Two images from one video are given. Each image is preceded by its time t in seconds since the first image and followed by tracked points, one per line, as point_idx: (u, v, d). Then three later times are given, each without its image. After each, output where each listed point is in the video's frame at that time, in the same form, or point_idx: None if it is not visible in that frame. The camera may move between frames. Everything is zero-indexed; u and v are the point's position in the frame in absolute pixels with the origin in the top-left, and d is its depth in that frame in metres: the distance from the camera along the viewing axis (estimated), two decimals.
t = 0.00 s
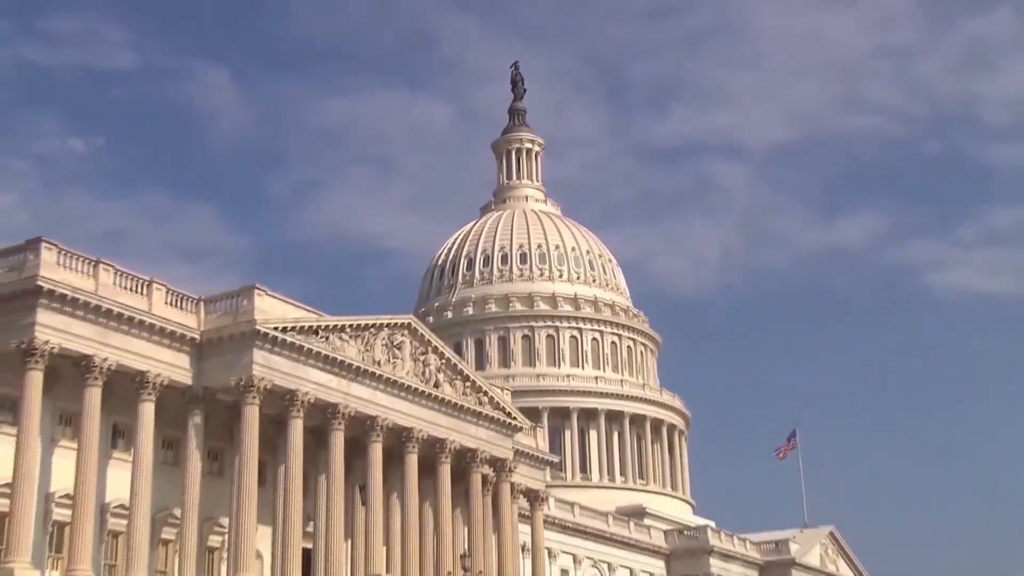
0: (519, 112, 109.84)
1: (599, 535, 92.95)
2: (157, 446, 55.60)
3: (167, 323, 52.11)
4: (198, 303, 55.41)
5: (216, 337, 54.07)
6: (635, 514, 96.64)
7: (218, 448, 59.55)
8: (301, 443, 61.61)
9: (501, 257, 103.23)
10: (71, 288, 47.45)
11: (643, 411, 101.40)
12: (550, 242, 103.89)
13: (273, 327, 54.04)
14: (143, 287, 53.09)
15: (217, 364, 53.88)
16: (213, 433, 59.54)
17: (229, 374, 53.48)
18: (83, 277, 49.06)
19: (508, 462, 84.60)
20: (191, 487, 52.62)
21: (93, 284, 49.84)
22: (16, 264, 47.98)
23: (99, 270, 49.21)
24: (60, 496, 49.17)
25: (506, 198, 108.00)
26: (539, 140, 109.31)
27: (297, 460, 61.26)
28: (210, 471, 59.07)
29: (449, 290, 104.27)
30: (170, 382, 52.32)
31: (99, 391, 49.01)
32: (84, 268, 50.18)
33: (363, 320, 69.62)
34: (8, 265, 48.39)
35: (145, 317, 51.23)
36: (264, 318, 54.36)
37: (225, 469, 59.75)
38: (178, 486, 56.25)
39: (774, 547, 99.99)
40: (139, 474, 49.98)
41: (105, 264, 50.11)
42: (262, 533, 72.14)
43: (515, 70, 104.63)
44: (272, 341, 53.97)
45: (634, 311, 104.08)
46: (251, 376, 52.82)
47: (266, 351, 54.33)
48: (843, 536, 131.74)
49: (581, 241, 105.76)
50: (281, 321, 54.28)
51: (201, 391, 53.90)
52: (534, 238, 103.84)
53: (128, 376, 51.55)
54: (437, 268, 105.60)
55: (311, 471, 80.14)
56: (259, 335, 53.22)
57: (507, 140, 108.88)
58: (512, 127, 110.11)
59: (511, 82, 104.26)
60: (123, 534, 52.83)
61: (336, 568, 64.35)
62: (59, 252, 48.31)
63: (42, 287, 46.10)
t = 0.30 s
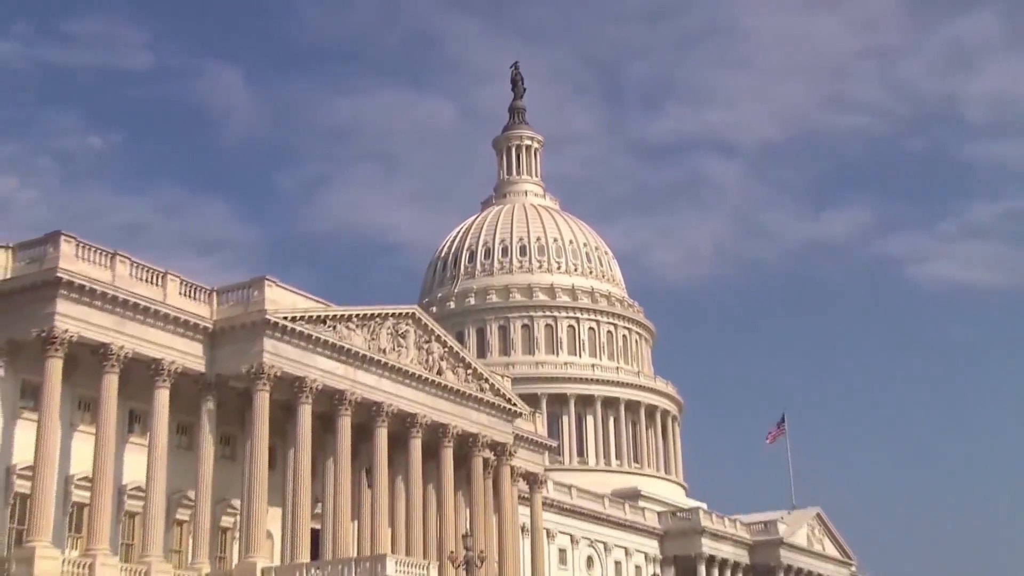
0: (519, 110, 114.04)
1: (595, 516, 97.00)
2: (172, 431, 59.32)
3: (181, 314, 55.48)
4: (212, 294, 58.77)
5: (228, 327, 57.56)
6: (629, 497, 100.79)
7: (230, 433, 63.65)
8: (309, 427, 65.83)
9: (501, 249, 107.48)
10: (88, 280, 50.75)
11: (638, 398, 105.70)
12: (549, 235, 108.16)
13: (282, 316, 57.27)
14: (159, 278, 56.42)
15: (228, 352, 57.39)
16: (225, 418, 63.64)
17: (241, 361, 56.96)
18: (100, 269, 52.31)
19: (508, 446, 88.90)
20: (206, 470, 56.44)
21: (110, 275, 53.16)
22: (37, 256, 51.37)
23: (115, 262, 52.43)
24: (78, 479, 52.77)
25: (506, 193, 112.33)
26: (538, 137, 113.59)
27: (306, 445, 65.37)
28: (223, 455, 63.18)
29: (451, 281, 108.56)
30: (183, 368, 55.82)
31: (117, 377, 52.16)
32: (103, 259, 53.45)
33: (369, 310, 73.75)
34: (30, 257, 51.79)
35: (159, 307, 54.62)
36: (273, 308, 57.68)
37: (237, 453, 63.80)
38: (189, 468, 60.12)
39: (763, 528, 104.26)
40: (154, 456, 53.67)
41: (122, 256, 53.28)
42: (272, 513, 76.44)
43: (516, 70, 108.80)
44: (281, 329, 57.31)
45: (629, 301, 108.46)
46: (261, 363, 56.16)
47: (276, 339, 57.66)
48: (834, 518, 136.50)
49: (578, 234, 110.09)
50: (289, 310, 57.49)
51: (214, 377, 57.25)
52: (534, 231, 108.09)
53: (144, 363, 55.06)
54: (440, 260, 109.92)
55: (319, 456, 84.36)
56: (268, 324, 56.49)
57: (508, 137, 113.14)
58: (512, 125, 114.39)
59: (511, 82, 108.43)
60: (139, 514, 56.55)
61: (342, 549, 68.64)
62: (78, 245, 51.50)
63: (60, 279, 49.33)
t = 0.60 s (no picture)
0: (519, 110, 118.46)
1: (592, 500, 101.42)
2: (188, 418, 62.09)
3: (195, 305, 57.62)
4: (224, 286, 61.08)
5: (240, 319, 60.01)
6: (625, 481, 105.25)
7: (242, 421, 67.93)
8: (317, 415, 70.37)
9: (502, 244, 112.01)
10: (106, 273, 52.27)
11: (633, 387, 110.21)
12: (548, 231, 112.66)
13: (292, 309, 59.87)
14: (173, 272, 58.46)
15: (241, 343, 59.84)
16: (238, 407, 67.96)
17: (253, 351, 59.35)
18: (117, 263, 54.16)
19: (508, 433, 93.35)
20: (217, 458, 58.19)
21: (126, 269, 54.76)
22: (57, 250, 52.43)
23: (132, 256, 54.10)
24: (98, 464, 54.95)
25: (506, 190, 116.90)
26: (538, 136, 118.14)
27: (314, 432, 69.71)
28: (236, 441, 67.53)
29: (454, 275, 113.16)
30: (196, 359, 57.94)
31: (183, 378, 57.16)
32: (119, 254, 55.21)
33: (375, 303, 78.13)
34: (50, 252, 52.80)
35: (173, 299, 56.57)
36: (284, 300, 60.30)
37: (249, 439, 68.07)
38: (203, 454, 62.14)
39: (752, 511, 108.90)
40: (169, 445, 55.60)
41: (138, 251, 55.26)
42: (283, 498, 80.83)
43: (516, 71, 113.15)
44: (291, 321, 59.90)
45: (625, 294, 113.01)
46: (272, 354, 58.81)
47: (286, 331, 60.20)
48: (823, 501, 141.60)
49: (575, 229, 114.64)
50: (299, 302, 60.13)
51: (227, 367, 59.91)
52: (533, 227, 112.59)
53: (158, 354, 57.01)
54: (444, 255, 114.57)
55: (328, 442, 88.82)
56: (279, 316, 59.09)
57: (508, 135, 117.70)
58: (512, 124, 118.94)
59: (511, 83, 112.80)
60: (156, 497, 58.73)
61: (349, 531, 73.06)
62: (95, 240, 53.27)
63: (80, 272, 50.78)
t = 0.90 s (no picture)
0: (519, 108, 122.91)
1: (589, 483, 105.79)
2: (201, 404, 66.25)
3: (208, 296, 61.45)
4: (236, 278, 65.11)
5: (251, 309, 64.08)
6: (621, 465, 109.63)
7: (253, 407, 72.19)
8: (326, 401, 74.77)
9: (503, 238, 116.52)
10: (121, 265, 55.52)
11: (628, 375, 114.72)
12: (547, 224, 117.16)
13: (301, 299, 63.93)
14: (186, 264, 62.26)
15: (253, 332, 63.89)
16: (249, 393, 72.24)
17: (264, 339, 63.45)
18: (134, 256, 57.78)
19: (507, 419, 97.68)
20: (229, 444, 62.10)
21: (142, 261, 58.26)
22: (76, 243, 55.75)
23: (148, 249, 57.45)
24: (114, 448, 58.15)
25: (507, 185, 121.40)
26: (537, 133, 122.62)
27: (322, 417, 73.98)
28: (247, 426, 71.77)
29: (457, 267, 117.71)
30: (208, 348, 61.85)
31: (196, 366, 60.86)
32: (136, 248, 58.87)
33: (381, 294, 82.47)
34: (69, 245, 56.09)
35: (187, 290, 60.34)
36: (293, 291, 64.34)
37: (259, 425, 72.31)
38: (216, 439, 66.25)
39: (743, 494, 113.44)
40: (182, 430, 59.00)
41: (154, 244, 58.95)
42: (292, 480, 85.20)
43: (517, 71, 117.46)
44: (300, 311, 63.95)
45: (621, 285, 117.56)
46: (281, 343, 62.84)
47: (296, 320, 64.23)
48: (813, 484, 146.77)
49: (573, 223, 119.22)
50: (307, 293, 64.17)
51: (239, 356, 63.98)
52: (533, 221, 117.09)
53: (173, 343, 60.77)
54: (446, 248, 119.16)
55: (335, 427, 93.22)
56: (290, 307, 63.17)
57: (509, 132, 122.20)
58: (513, 121, 123.42)
59: (512, 82, 117.17)
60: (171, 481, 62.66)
61: (356, 511, 77.46)
62: (113, 234, 56.89)
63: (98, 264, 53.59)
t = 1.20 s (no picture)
0: (519, 105, 127.43)
1: (587, 467, 110.13)
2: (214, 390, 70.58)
3: (219, 286, 65.94)
4: (246, 269, 69.54)
5: (261, 298, 68.56)
6: (618, 449, 113.99)
7: (263, 392, 76.60)
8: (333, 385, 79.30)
9: (504, 230, 121.01)
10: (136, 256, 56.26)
11: (625, 362, 119.19)
12: (546, 217, 121.66)
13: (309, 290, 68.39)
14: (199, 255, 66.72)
15: (263, 321, 68.41)
16: (260, 379, 76.65)
17: (274, 327, 67.88)
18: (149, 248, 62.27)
19: (508, 404, 102.03)
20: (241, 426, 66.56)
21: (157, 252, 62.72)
22: (93, 235, 56.57)
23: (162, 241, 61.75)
24: (131, 433, 61.34)
25: (507, 179, 125.90)
26: (537, 128, 127.10)
27: (330, 401, 78.37)
28: (257, 410, 76.16)
29: (459, 258, 122.24)
30: (220, 336, 66.33)
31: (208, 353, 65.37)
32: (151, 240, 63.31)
33: (386, 284, 86.86)
34: (86, 236, 57.01)
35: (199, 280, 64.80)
36: (301, 281, 68.74)
37: (269, 409, 76.71)
38: (227, 422, 70.59)
39: (734, 476, 117.97)
40: (196, 416, 62.68)
41: (168, 236, 63.39)
42: (301, 463, 89.59)
43: (517, 70, 122.01)
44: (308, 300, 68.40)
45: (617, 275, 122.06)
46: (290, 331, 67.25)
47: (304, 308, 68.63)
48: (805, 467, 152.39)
49: (571, 215, 123.76)
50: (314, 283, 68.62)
51: (249, 343, 68.46)
52: (533, 213, 121.60)
53: (187, 331, 65.22)
54: (449, 239, 123.71)
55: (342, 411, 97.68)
56: (299, 296, 67.59)
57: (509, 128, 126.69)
58: (513, 117, 127.92)
59: (513, 80, 121.64)
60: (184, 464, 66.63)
61: (363, 491, 81.97)
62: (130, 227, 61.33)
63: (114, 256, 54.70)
